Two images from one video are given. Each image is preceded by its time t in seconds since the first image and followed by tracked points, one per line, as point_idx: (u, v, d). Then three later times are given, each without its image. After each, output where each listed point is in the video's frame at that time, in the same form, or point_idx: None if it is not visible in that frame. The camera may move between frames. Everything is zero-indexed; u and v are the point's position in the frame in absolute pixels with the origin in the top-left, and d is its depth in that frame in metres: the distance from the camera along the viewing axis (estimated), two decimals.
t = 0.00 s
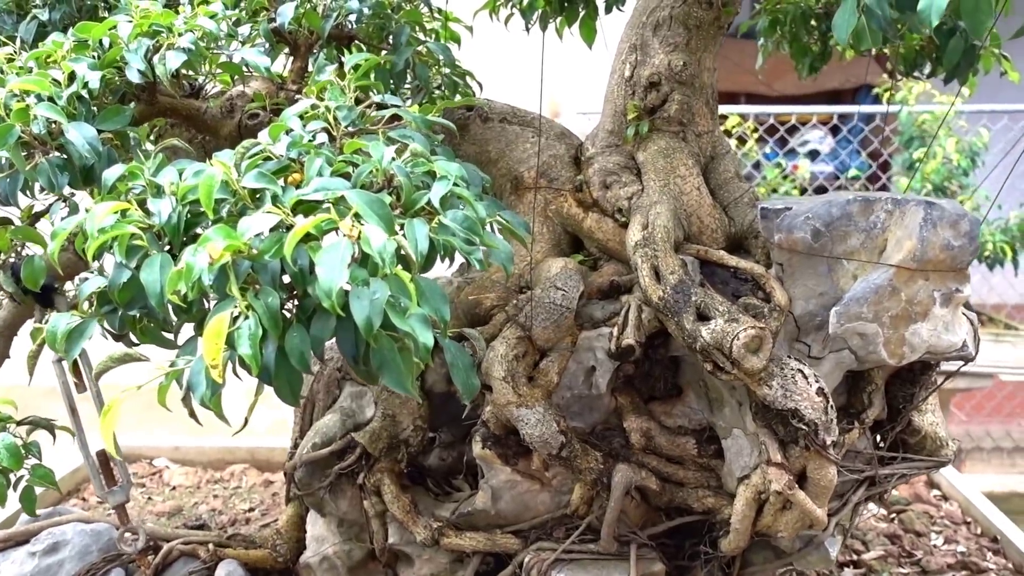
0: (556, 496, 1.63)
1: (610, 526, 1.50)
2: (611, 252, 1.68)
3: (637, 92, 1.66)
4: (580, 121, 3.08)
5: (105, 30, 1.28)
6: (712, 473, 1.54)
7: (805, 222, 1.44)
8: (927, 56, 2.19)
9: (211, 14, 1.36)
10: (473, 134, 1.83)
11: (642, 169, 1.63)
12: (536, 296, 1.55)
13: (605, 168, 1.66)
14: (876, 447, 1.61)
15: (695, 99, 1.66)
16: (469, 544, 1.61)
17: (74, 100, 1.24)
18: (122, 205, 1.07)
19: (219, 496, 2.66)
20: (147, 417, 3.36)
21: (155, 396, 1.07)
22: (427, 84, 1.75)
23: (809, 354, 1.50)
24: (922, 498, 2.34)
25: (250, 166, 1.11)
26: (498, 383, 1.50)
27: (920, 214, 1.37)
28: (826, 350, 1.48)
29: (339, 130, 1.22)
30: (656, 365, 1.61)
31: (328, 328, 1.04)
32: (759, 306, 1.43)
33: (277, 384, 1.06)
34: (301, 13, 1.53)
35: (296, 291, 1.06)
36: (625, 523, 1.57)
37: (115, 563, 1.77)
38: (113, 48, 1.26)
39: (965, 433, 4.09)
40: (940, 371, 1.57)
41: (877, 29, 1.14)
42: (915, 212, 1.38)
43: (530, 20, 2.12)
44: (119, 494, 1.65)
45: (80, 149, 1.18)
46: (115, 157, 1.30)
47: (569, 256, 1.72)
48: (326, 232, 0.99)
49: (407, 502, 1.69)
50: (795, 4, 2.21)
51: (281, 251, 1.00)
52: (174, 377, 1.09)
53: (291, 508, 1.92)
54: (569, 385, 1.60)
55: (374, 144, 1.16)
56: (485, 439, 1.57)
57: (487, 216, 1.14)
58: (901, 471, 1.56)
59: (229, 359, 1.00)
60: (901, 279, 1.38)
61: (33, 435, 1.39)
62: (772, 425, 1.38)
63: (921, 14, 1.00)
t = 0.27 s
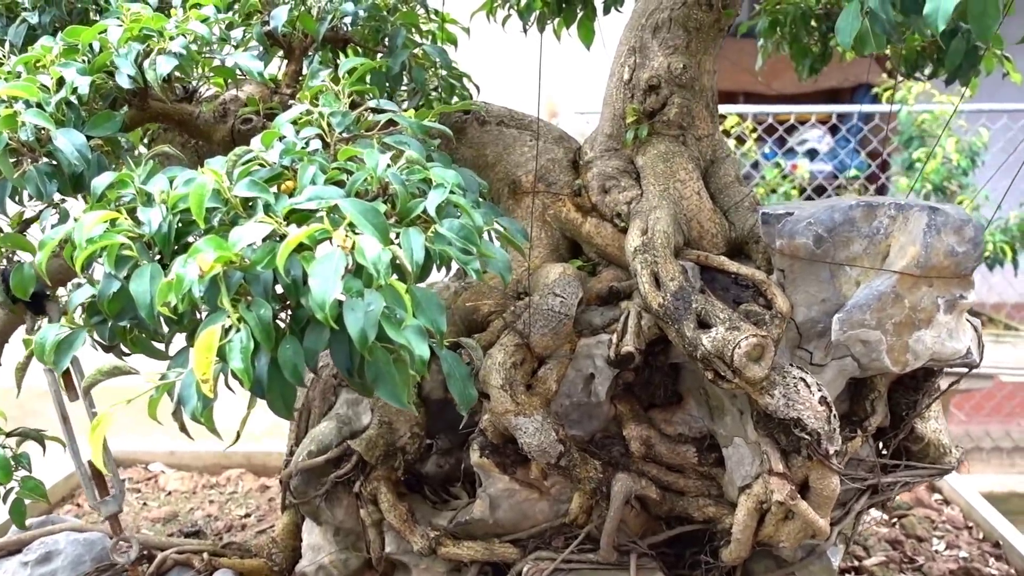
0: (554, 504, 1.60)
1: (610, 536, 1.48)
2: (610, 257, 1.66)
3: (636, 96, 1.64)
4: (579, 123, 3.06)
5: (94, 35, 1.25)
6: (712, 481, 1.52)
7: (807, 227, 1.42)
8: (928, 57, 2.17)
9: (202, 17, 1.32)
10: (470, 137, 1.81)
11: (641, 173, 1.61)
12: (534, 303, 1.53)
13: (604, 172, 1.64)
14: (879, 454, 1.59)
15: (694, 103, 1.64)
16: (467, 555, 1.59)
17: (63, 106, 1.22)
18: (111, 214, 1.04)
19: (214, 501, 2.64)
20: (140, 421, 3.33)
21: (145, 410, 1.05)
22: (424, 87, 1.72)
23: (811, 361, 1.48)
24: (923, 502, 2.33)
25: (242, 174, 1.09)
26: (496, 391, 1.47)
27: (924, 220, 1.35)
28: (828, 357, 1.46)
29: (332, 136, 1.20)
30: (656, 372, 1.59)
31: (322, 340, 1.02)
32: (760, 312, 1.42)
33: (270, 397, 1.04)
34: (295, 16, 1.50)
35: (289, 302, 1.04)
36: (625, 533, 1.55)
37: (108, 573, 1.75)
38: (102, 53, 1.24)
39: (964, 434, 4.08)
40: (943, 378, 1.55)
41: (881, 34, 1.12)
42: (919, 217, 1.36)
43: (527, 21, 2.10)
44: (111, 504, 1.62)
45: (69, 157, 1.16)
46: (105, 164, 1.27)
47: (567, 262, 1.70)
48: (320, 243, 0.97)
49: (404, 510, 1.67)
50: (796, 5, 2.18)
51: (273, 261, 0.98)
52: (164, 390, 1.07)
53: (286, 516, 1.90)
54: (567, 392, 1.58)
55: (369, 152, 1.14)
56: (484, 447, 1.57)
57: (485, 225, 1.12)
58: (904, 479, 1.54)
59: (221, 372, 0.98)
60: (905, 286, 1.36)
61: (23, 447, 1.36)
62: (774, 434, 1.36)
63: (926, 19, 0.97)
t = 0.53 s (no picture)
0: (548, 522, 1.59)
1: (605, 555, 1.45)
2: (605, 270, 1.63)
3: (632, 106, 1.61)
4: (578, 121, 3.04)
5: (76, 47, 1.22)
6: (709, 498, 1.50)
7: (806, 241, 1.40)
8: (927, 63, 2.15)
9: (188, 30, 1.30)
10: (464, 147, 1.79)
11: (637, 185, 1.58)
12: (528, 318, 1.50)
13: (599, 184, 1.61)
14: (879, 470, 1.57)
15: (691, 113, 1.61)
16: (460, 572, 1.54)
17: (43, 121, 1.19)
18: (91, 234, 1.00)
19: (207, 512, 2.61)
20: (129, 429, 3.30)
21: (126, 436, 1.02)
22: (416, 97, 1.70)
23: (810, 378, 1.46)
24: (922, 512, 2.31)
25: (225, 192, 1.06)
26: (489, 408, 1.45)
27: (925, 234, 1.33)
28: (827, 373, 1.44)
29: (319, 151, 1.17)
30: (652, 388, 1.56)
31: (308, 364, 0.99)
32: (758, 329, 1.38)
33: (255, 423, 1.01)
34: (284, 25, 1.47)
35: (273, 326, 1.01)
36: (621, 551, 1.52)
37: None
38: (84, 66, 1.20)
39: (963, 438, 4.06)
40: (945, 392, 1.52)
41: (881, 47, 1.10)
42: (919, 231, 1.34)
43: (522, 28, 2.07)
44: (98, 522, 1.59)
45: (49, 174, 1.13)
46: (88, 180, 1.24)
47: (562, 274, 1.67)
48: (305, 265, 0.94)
49: (396, 527, 1.64)
50: (793, 11, 2.16)
51: (257, 284, 0.95)
52: (146, 415, 1.04)
53: (277, 532, 1.87)
54: (562, 408, 1.55)
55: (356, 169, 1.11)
56: (475, 465, 1.52)
57: (475, 244, 1.09)
58: (904, 496, 1.52)
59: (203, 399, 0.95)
60: (905, 301, 1.34)
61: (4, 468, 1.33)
62: (772, 453, 1.34)
63: (927, 35, 0.95)
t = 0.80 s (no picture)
0: (538, 541, 1.55)
1: None
2: (596, 285, 1.60)
3: (622, 118, 1.58)
4: (572, 126, 3.03)
5: (49, 62, 1.18)
6: (701, 518, 1.47)
7: (799, 258, 1.37)
8: (923, 71, 2.12)
9: (166, 44, 1.28)
10: (452, 159, 1.77)
11: (628, 199, 1.55)
12: (516, 335, 1.47)
13: (590, 197, 1.58)
14: (874, 488, 1.54)
15: (682, 125, 1.58)
16: None
17: (16, 139, 1.16)
18: (61, 259, 0.98)
19: (195, 525, 2.57)
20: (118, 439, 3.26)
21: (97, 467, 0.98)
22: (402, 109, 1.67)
23: (803, 397, 1.43)
24: (919, 524, 2.28)
25: (200, 214, 1.03)
26: (477, 428, 1.42)
27: (920, 251, 1.30)
28: (821, 392, 1.41)
29: (299, 170, 1.14)
30: (643, 405, 1.53)
31: (284, 393, 0.96)
32: (750, 347, 1.35)
33: (230, 453, 0.98)
34: (267, 38, 1.44)
35: (249, 352, 0.98)
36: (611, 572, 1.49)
37: None
38: (58, 83, 1.17)
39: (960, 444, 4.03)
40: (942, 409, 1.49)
41: (875, 64, 1.10)
42: (915, 247, 1.31)
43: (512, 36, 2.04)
44: (78, 543, 1.56)
45: (20, 194, 1.09)
46: (63, 198, 1.21)
47: (552, 289, 1.64)
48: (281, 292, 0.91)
49: (383, 547, 1.61)
50: (787, 18, 2.14)
51: (231, 311, 0.92)
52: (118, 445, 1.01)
53: (263, 549, 1.84)
54: (551, 427, 1.52)
55: (336, 189, 1.08)
56: (463, 485, 1.48)
57: (458, 266, 1.06)
58: (900, 515, 1.49)
59: (175, 429, 0.92)
60: (900, 319, 1.31)
61: None
62: (765, 475, 1.31)
63: (922, 55, 0.94)
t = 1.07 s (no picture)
0: (531, 553, 1.53)
1: None
2: (589, 292, 1.57)
3: (616, 123, 1.55)
4: (568, 128, 2.99)
5: (24, 67, 1.14)
6: (697, 530, 1.45)
7: (795, 265, 1.34)
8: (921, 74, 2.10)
9: (147, 49, 1.25)
10: (444, 163, 1.73)
11: (622, 205, 1.52)
12: (507, 344, 1.44)
13: (583, 204, 1.56)
14: (873, 499, 1.51)
15: (677, 130, 1.56)
16: None
17: None
18: (37, 271, 0.94)
19: (187, 533, 2.54)
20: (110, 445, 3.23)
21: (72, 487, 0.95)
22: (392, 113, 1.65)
23: (800, 407, 1.40)
24: (918, 531, 2.26)
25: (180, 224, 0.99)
26: (467, 439, 1.39)
27: (919, 258, 1.27)
28: (819, 403, 1.38)
29: (282, 178, 1.11)
30: (638, 415, 1.50)
31: (265, 409, 0.93)
32: (746, 357, 1.33)
33: (211, 470, 0.95)
34: (253, 42, 1.41)
35: (228, 367, 0.95)
36: None
37: None
38: (35, 90, 1.14)
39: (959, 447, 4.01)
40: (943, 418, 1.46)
41: (873, 69, 1.06)
42: (914, 255, 1.28)
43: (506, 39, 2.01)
44: (62, 557, 1.53)
45: None
46: (41, 207, 1.18)
47: (545, 296, 1.61)
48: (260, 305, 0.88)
49: (374, 559, 1.59)
50: (783, 20, 2.11)
51: (209, 325, 0.89)
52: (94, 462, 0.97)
53: (253, 560, 1.81)
54: (544, 437, 1.48)
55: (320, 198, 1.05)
56: (455, 496, 1.46)
57: (445, 277, 1.04)
58: (899, 527, 1.47)
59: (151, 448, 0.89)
60: (899, 328, 1.29)
61: None
62: (761, 487, 1.29)
63: (921, 60, 0.91)
